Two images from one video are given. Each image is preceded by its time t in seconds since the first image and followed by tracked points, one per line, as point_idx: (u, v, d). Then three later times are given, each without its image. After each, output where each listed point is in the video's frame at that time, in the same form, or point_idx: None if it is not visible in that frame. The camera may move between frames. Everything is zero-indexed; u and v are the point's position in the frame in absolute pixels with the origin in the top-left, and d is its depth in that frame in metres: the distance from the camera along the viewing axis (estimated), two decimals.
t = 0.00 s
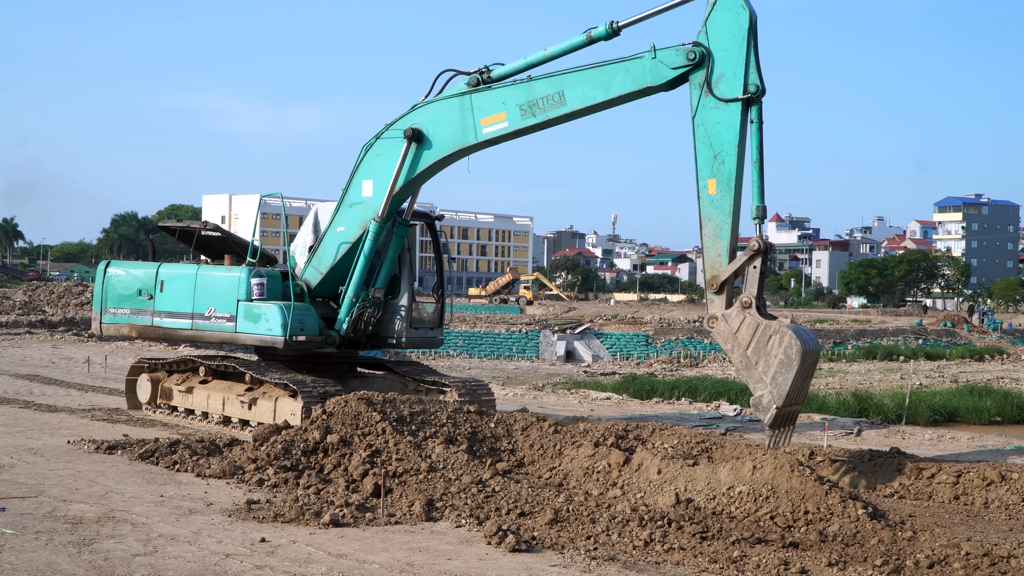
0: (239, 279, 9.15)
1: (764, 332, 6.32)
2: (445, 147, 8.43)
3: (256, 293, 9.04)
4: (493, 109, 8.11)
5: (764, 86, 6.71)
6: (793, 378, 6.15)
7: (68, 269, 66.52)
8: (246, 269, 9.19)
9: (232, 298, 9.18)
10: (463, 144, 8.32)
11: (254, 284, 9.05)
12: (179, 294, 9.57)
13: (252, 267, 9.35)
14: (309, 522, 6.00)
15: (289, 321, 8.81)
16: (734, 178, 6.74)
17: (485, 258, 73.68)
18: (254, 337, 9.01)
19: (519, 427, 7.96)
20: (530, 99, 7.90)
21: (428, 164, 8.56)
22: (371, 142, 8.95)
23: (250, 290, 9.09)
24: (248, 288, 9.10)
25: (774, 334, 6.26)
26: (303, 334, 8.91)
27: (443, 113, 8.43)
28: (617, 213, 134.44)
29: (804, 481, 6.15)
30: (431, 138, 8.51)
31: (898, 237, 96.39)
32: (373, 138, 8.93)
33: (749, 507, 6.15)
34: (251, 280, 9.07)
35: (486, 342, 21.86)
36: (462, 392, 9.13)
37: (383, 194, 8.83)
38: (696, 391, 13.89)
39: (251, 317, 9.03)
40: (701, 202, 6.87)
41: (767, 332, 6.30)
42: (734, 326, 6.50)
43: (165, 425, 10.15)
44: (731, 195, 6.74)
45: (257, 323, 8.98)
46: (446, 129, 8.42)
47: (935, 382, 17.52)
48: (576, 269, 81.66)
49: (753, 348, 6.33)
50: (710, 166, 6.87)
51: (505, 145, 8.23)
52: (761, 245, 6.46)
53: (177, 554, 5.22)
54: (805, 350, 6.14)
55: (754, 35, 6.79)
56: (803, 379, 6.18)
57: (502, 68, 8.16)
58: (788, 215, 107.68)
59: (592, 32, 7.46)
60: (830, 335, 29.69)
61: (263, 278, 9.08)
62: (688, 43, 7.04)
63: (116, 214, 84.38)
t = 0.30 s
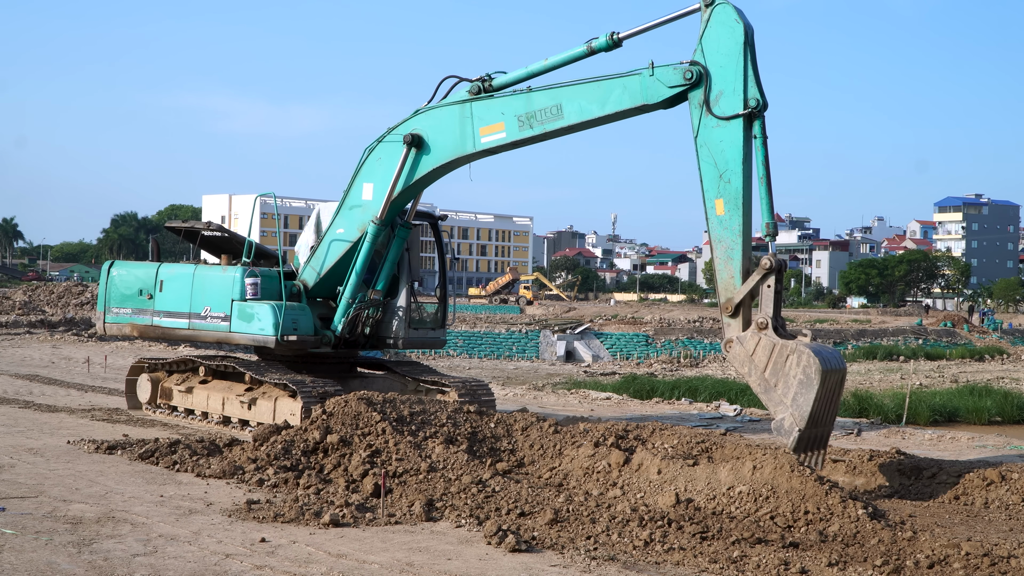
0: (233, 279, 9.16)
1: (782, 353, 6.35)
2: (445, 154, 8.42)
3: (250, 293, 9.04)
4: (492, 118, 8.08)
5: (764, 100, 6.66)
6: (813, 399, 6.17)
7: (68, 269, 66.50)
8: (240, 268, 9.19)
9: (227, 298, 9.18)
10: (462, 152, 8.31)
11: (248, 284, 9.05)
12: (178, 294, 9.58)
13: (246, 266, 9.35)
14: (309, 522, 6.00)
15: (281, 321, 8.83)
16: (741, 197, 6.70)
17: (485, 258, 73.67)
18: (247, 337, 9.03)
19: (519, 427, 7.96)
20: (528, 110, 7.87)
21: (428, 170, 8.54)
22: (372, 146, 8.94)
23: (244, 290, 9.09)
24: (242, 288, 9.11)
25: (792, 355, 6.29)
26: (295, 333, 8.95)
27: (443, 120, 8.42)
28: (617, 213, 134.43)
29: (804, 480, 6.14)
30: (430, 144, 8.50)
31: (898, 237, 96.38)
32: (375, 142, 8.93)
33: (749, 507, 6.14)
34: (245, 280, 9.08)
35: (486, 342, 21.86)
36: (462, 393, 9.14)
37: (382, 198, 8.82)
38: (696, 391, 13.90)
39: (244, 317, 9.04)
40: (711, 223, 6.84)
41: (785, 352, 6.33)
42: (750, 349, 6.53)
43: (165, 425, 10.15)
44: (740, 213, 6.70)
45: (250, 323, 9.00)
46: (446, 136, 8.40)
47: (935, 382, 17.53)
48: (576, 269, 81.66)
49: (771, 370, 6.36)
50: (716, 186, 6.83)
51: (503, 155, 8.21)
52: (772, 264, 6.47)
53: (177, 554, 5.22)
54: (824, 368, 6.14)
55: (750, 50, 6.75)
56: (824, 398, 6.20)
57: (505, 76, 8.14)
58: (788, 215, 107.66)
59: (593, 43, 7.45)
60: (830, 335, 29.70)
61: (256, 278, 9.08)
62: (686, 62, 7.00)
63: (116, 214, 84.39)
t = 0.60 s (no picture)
0: (231, 278, 9.17)
1: (809, 357, 6.05)
2: (445, 158, 8.42)
3: (246, 293, 9.05)
4: (491, 126, 8.09)
5: (766, 107, 6.58)
6: (847, 402, 5.81)
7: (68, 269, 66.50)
8: (238, 268, 9.20)
9: (225, 297, 9.19)
10: (461, 158, 8.31)
11: (245, 284, 9.06)
12: (178, 294, 9.57)
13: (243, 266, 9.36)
14: (309, 522, 6.00)
15: (277, 321, 8.83)
16: (752, 206, 6.56)
17: (485, 258, 73.68)
18: (243, 337, 9.03)
19: (519, 427, 7.97)
20: (527, 119, 7.86)
21: (428, 174, 8.54)
22: (372, 149, 8.93)
23: (242, 290, 9.11)
24: (239, 288, 9.12)
25: (821, 359, 5.99)
26: (292, 332, 8.96)
27: (444, 124, 8.42)
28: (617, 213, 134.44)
29: (804, 481, 6.15)
30: (431, 148, 8.51)
31: (898, 237, 96.36)
32: (375, 145, 8.92)
33: (749, 507, 6.14)
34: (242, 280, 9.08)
35: (486, 342, 21.87)
36: (462, 393, 9.14)
37: (382, 201, 8.81)
38: (696, 391, 13.91)
39: (241, 317, 9.05)
40: (724, 236, 6.69)
41: (813, 356, 6.03)
42: (777, 357, 6.24)
43: (165, 425, 10.16)
44: (752, 223, 6.55)
45: (246, 322, 9.01)
46: (447, 140, 8.40)
47: (935, 382, 17.54)
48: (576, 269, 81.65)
49: (800, 376, 6.04)
50: (725, 198, 6.70)
51: (501, 162, 8.23)
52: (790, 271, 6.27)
53: (178, 554, 5.23)
54: (856, 370, 5.83)
55: (747, 59, 6.70)
56: (858, 403, 5.85)
57: (506, 83, 8.13)
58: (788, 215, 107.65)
59: (593, 51, 7.43)
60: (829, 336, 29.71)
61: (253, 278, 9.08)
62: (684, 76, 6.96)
63: (116, 214, 84.43)
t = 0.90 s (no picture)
0: (229, 278, 9.17)
1: (837, 345, 6.00)
2: (442, 160, 8.41)
3: (244, 293, 9.04)
4: (488, 128, 8.09)
5: (763, 102, 6.59)
6: (881, 386, 5.78)
7: (68, 269, 66.49)
8: (236, 268, 9.20)
9: (223, 297, 9.19)
10: (459, 160, 8.30)
11: (242, 283, 9.05)
12: (178, 294, 9.57)
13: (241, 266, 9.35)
14: (309, 522, 6.00)
15: (273, 320, 8.83)
16: (761, 202, 6.53)
17: (485, 258, 73.68)
18: (241, 336, 9.04)
19: (519, 427, 7.97)
20: (524, 121, 7.85)
21: (427, 175, 8.53)
22: (372, 149, 8.93)
23: (239, 289, 9.10)
24: (237, 288, 9.12)
25: (849, 345, 5.95)
26: (290, 332, 8.96)
27: (442, 126, 8.41)
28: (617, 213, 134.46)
29: (804, 481, 6.15)
30: (429, 149, 8.51)
31: (898, 237, 96.35)
32: (374, 146, 8.92)
33: (749, 507, 6.14)
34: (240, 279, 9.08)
35: (486, 342, 21.86)
36: (462, 393, 9.14)
37: (381, 201, 8.80)
38: (696, 391, 13.90)
39: (239, 317, 9.05)
40: (736, 235, 6.64)
41: (840, 344, 5.98)
42: (803, 350, 6.17)
43: (165, 425, 10.15)
44: (763, 219, 6.51)
45: (243, 322, 9.01)
46: (445, 142, 8.39)
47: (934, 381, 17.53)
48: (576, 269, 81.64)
49: (830, 366, 5.99)
50: (733, 198, 6.67)
51: (499, 164, 8.22)
52: (806, 261, 6.18)
53: (177, 554, 5.22)
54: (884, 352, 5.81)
55: (739, 57, 6.71)
56: (890, 385, 5.83)
57: (504, 85, 8.13)
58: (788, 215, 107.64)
59: (589, 53, 7.44)
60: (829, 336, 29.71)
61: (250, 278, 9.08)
62: (678, 81, 6.97)
63: (116, 215, 84.43)
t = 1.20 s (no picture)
0: (227, 278, 9.17)
1: (846, 356, 5.96)
2: (442, 164, 8.39)
3: (242, 292, 9.03)
4: (487, 136, 8.09)
5: (761, 114, 6.58)
6: (890, 396, 5.72)
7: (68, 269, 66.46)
8: (234, 267, 9.19)
9: (221, 297, 9.19)
10: (459, 165, 8.30)
11: (240, 283, 9.04)
12: (177, 294, 9.57)
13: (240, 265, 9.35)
14: (309, 522, 6.00)
15: (270, 320, 8.83)
16: (764, 215, 6.53)
17: (485, 258, 73.68)
18: (239, 336, 9.04)
19: (519, 427, 7.96)
20: (523, 131, 7.86)
21: (427, 180, 8.52)
22: (373, 153, 8.93)
23: (237, 289, 9.10)
24: (235, 288, 9.11)
25: (858, 356, 5.91)
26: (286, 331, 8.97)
27: (442, 131, 8.40)
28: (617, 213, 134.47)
29: (804, 481, 6.16)
30: (429, 154, 8.50)
31: (898, 237, 96.34)
32: (376, 149, 8.92)
33: (749, 507, 6.14)
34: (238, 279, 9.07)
35: (486, 342, 21.86)
36: (462, 393, 9.14)
37: (381, 205, 8.80)
38: (696, 391, 13.90)
39: (237, 316, 9.05)
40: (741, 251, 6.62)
41: (849, 355, 5.95)
42: (812, 362, 6.14)
43: (165, 425, 10.15)
44: (767, 232, 6.50)
45: (241, 322, 9.01)
46: (445, 146, 8.38)
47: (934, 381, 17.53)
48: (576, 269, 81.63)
49: (838, 377, 5.95)
50: (736, 213, 6.66)
51: (499, 172, 8.21)
52: (811, 273, 6.21)
53: (178, 554, 5.22)
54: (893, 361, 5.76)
55: (734, 70, 6.72)
56: (901, 396, 5.76)
57: (505, 93, 8.13)
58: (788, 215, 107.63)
59: (589, 63, 7.43)
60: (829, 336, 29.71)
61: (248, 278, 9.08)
62: (675, 96, 6.97)
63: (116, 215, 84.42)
